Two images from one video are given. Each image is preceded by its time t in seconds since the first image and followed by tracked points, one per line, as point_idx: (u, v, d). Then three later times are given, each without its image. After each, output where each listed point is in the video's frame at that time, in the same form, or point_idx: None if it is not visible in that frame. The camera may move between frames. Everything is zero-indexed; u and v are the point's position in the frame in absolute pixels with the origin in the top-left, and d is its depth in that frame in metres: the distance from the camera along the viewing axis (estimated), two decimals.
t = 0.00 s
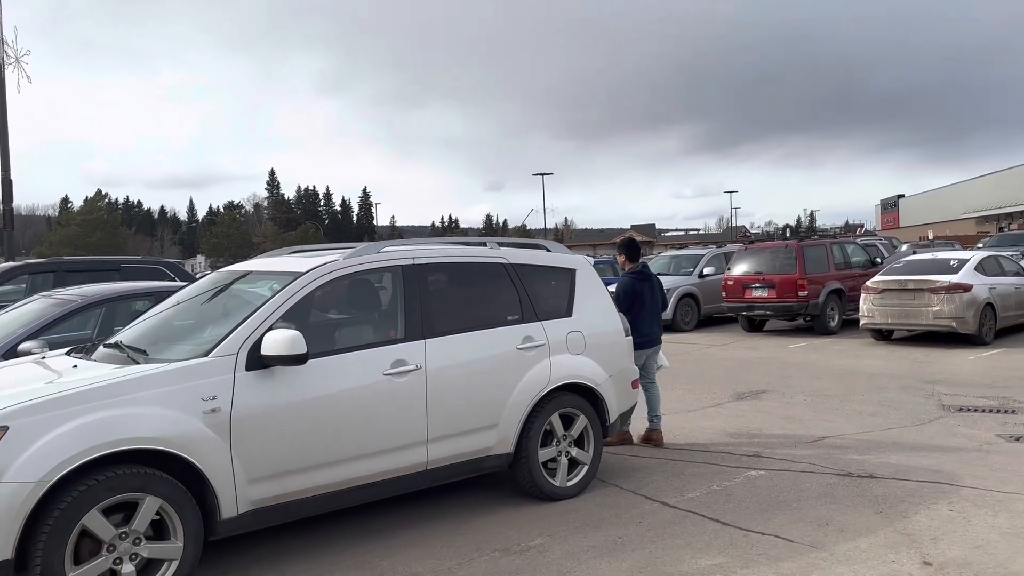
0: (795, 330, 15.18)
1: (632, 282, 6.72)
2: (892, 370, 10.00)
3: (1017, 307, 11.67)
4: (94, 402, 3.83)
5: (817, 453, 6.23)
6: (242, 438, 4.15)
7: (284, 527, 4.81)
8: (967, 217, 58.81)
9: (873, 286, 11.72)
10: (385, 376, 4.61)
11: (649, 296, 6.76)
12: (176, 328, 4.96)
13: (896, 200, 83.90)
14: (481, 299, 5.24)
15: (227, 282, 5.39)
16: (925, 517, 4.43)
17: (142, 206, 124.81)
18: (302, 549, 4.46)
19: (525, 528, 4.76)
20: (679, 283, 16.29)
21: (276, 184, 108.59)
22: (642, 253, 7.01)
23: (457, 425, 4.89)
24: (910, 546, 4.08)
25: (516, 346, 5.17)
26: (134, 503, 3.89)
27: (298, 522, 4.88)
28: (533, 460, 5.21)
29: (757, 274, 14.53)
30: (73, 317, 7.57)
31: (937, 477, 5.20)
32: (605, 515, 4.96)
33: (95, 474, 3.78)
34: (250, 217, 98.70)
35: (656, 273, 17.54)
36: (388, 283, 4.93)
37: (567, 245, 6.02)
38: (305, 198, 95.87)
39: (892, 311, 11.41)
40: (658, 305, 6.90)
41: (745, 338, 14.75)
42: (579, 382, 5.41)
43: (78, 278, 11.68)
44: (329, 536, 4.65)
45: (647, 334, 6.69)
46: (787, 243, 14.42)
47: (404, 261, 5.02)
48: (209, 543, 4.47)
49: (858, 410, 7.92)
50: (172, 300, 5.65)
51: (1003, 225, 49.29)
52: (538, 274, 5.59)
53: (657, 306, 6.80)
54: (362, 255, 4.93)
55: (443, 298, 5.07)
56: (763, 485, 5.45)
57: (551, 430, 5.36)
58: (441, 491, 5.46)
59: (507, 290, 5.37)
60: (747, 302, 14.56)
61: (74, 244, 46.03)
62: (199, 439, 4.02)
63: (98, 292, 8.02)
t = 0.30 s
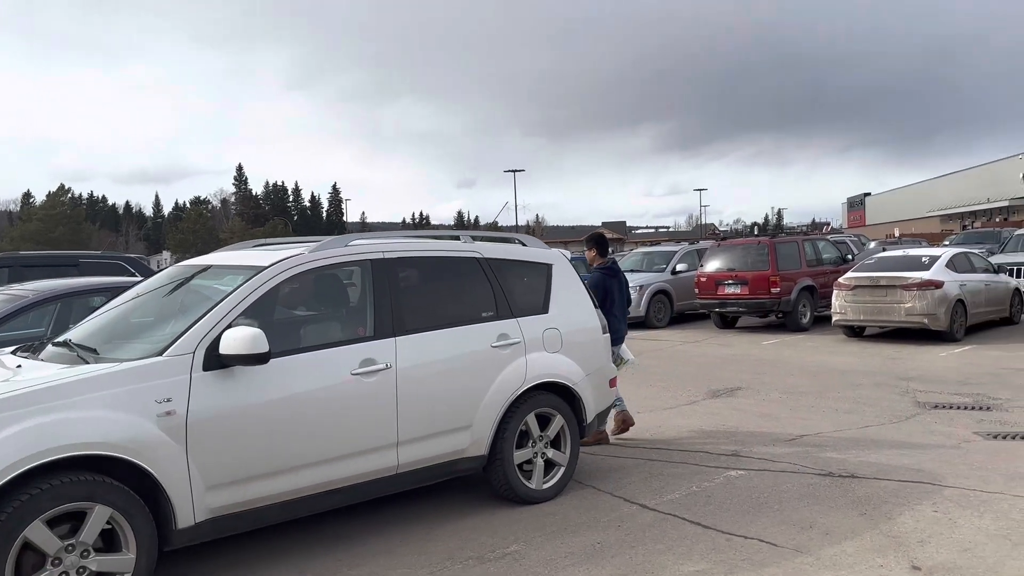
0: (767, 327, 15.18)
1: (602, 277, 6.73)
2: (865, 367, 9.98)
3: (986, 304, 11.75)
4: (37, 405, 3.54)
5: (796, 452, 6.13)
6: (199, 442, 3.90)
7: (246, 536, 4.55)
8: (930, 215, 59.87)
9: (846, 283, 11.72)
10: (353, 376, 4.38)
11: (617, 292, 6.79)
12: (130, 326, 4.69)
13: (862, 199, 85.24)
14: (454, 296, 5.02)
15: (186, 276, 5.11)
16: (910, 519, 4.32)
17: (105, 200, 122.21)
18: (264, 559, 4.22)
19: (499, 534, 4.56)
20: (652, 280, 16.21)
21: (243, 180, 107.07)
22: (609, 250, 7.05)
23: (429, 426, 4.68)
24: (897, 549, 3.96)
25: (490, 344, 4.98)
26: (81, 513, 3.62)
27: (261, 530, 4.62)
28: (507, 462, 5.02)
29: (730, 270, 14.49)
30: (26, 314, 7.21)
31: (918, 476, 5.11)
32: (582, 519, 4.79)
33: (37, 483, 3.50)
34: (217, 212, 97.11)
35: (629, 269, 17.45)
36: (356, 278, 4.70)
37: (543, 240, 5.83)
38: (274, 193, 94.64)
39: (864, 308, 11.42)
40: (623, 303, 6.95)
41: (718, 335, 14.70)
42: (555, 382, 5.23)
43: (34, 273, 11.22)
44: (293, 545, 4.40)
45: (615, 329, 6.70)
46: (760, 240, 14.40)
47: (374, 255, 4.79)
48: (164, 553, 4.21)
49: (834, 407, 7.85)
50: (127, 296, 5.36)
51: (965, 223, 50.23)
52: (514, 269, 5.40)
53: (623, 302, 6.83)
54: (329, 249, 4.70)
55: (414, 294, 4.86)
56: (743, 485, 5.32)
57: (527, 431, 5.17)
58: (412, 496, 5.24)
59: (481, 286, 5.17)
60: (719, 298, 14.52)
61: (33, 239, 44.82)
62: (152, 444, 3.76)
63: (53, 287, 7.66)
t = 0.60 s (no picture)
0: (742, 324, 15.16)
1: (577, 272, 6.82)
2: (842, 365, 9.95)
3: (960, 301, 11.81)
4: None
5: (778, 453, 6.02)
6: (159, 448, 3.67)
7: (209, 547, 4.32)
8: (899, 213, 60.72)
9: (822, 280, 11.69)
10: (323, 378, 4.17)
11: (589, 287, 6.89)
12: (85, 325, 4.42)
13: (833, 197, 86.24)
14: (429, 293, 4.83)
15: (146, 272, 4.85)
16: (898, 523, 4.22)
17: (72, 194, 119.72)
18: (228, 571, 4.00)
19: (477, 542, 4.38)
20: (628, 277, 16.11)
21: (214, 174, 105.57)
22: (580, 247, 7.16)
23: (404, 430, 4.49)
24: (887, 555, 3.85)
25: (468, 344, 4.79)
26: (30, 526, 3.37)
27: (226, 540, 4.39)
28: (485, 466, 4.83)
29: (706, 267, 14.44)
30: None
31: (903, 478, 5.02)
32: (563, 525, 4.62)
33: None
34: (187, 207, 95.60)
35: (605, 266, 17.34)
36: (328, 274, 4.48)
37: (521, 235, 5.65)
38: (245, 188, 93.40)
39: (840, 305, 11.41)
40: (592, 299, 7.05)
41: (694, 332, 14.64)
42: (534, 382, 5.06)
43: None
44: (260, 556, 4.18)
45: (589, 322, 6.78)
46: (736, 237, 14.35)
47: (346, 251, 4.57)
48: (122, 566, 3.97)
49: (813, 406, 7.78)
50: (84, 293, 5.08)
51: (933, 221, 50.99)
52: (491, 266, 5.21)
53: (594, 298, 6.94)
54: (298, 243, 4.47)
55: (388, 291, 4.65)
56: (726, 488, 5.20)
57: (505, 433, 5.00)
58: (385, 501, 5.04)
59: (457, 283, 4.98)
60: (696, 295, 14.46)
61: None
62: (108, 451, 3.52)
63: (9, 283, 7.32)
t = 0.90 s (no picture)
0: (721, 321, 15.15)
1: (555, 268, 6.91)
2: (821, 362, 9.95)
3: (938, 299, 11.87)
4: None
5: (760, 451, 5.96)
6: (123, 451, 3.50)
7: (176, 554, 4.15)
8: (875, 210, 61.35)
9: (801, 278, 11.69)
10: (297, 377, 4.03)
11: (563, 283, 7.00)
12: (46, 322, 4.23)
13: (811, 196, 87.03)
14: (407, 289, 4.69)
15: (111, 267, 4.66)
16: (884, 524, 4.16)
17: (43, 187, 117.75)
18: None
19: (455, 545, 4.26)
20: (608, 274, 16.04)
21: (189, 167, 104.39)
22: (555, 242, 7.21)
23: (381, 430, 4.35)
24: (874, 558, 3.78)
25: (447, 342, 4.66)
26: None
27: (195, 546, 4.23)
28: (464, 467, 4.71)
29: (686, 264, 14.40)
30: None
31: (887, 477, 4.97)
32: (544, 527, 4.52)
33: None
34: (162, 201, 94.44)
35: (585, 262, 17.25)
36: (302, 270, 4.33)
37: (501, 231, 5.52)
38: (222, 182, 92.28)
39: (819, 303, 11.42)
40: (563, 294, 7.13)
41: (674, 329, 14.60)
42: (515, 381, 4.95)
43: None
44: (229, 562, 4.03)
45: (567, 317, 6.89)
46: (716, 234, 14.32)
47: (320, 245, 4.41)
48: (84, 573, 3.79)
49: (794, 403, 7.74)
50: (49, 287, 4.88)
51: (908, 219, 51.57)
52: (471, 262, 5.08)
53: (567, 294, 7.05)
54: (271, 238, 4.31)
55: (364, 288, 4.50)
56: (709, 488, 5.11)
57: (484, 433, 4.88)
58: (361, 504, 4.90)
59: (436, 279, 4.85)
60: (676, 292, 14.42)
61: None
62: (68, 454, 3.34)
63: None
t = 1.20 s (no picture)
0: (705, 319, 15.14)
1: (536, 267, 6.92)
2: (805, 359, 9.94)
3: (920, 296, 11.92)
4: None
5: (744, 449, 5.92)
6: (91, 451, 3.38)
7: (147, 557, 4.03)
8: (857, 208, 61.85)
9: (785, 275, 11.70)
10: (272, 376, 3.93)
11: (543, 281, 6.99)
12: (13, 317, 4.10)
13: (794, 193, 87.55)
14: (386, 285, 4.59)
15: (82, 261, 4.53)
16: (868, 524, 4.13)
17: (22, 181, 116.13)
18: None
19: (435, 546, 4.18)
20: (592, 270, 15.98)
21: (170, 161, 103.34)
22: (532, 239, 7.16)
23: (359, 430, 4.26)
24: (858, 558, 3.75)
25: (427, 339, 4.57)
26: None
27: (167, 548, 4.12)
28: (444, 467, 4.63)
29: (670, 261, 14.38)
30: None
31: (871, 476, 4.94)
32: (525, 527, 4.45)
33: None
34: (143, 196, 93.46)
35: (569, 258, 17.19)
36: (278, 265, 4.23)
37: (483, 227, 5.43)
38: (203, 177, 91.41)
39: (802, 300, 11.43)
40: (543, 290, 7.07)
41: (657, 326, 14.58)
42: (497, 379, 4.87)
43: None
44: (201, 565, 3.92)
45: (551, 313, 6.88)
46: (700, 231, 14.31)
47: (297, 240, 4.31)
48: None
49: (777, 401, 7.72)
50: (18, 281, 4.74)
51: (889, 217, 51.99)
52: (452, 258, 4.99)
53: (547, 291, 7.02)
54: (247, 232, 4.20)
55: (342, 284, 4.40)
56: (693, 487, 5.06)
57: (465, 432, 4.80)
58: (339, 504, 4.80)
59: (416, 275, 4.76)
60: (659, 289, 14.40)
61: None
62: (33, 454, 3.22)
63: None
